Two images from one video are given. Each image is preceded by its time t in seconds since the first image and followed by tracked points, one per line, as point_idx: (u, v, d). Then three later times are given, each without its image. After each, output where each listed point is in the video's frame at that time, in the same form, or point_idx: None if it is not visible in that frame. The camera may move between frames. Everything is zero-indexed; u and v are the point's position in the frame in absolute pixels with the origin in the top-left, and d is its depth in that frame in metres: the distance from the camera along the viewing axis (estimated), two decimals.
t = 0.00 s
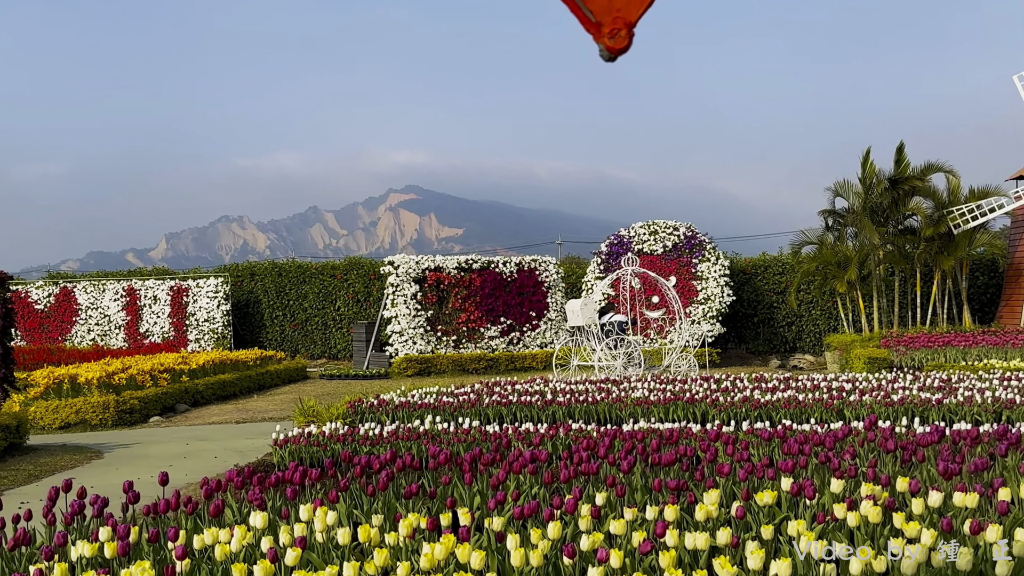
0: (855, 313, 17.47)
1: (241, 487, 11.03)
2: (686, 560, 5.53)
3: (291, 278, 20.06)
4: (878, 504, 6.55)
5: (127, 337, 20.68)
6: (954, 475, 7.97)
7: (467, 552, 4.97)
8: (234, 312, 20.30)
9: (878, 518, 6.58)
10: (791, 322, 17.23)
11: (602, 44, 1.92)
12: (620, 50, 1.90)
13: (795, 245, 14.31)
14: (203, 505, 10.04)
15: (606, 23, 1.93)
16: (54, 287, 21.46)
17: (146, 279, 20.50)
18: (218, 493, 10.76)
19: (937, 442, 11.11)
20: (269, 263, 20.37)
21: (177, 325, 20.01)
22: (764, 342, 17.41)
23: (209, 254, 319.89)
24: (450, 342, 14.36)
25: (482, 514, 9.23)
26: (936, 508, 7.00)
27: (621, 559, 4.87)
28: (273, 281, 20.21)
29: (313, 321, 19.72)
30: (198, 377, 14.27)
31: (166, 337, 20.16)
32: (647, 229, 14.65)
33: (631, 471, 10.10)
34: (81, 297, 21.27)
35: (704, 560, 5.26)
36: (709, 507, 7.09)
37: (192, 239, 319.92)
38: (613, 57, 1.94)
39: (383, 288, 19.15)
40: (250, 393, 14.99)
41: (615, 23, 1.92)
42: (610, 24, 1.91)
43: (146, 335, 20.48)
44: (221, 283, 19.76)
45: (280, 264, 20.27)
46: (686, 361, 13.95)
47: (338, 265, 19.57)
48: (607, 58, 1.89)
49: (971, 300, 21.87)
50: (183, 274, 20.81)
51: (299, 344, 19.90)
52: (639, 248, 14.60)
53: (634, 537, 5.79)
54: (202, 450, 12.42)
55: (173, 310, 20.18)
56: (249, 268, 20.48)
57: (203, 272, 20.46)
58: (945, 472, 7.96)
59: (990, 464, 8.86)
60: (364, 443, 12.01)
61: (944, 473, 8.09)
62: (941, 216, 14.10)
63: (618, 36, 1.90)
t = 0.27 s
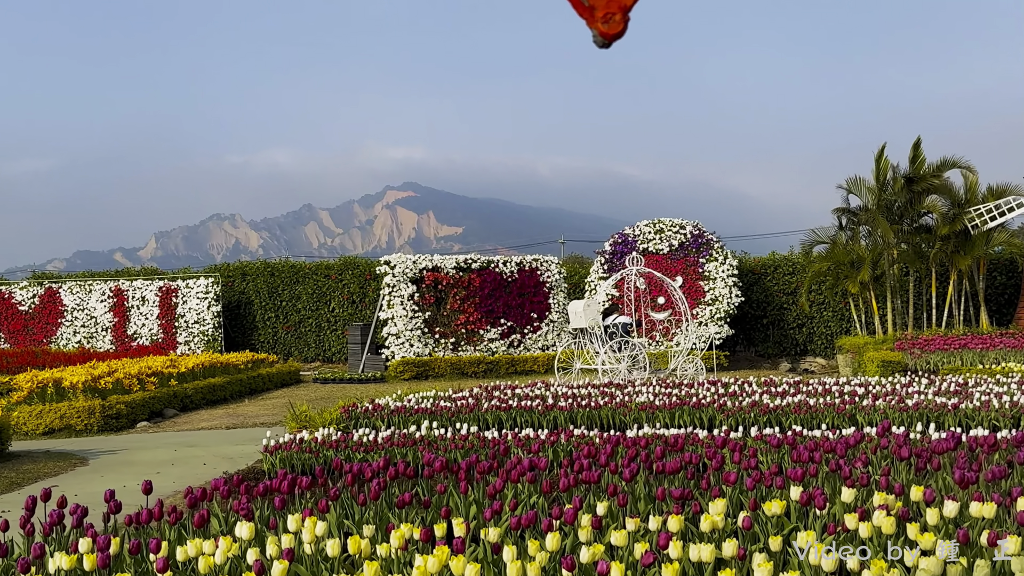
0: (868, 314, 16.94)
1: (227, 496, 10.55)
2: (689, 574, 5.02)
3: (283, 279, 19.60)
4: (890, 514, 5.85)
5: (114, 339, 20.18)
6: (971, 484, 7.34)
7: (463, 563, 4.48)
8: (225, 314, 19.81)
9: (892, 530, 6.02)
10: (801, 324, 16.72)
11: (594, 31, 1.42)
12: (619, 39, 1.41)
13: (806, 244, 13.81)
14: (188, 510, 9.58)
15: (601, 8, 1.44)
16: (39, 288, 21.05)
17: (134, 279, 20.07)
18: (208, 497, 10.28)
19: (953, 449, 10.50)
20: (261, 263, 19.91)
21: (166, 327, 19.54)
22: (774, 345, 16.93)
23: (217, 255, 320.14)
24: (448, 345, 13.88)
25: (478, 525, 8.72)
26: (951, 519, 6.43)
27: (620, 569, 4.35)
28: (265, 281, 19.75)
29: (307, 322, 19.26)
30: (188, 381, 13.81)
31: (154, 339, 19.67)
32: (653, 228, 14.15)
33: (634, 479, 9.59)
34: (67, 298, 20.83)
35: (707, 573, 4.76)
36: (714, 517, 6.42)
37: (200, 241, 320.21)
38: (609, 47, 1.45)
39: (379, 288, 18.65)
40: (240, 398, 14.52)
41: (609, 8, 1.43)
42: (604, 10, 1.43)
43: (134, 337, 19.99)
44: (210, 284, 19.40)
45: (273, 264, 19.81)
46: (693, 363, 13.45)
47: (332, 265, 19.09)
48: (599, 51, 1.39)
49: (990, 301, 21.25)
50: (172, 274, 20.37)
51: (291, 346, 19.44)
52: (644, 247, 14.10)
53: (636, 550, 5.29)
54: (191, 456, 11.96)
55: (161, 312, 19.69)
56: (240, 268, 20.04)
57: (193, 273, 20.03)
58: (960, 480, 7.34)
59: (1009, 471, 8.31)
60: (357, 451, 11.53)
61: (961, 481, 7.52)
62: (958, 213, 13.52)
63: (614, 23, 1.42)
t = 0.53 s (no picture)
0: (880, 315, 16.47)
1: (212, 504, 10.11)
2: None
3: (275, 279, 19.01)
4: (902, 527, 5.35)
5: (100, 342, 19.64)
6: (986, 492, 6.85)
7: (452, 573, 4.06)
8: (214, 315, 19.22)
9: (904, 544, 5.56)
10: (811, 325, 16.26)
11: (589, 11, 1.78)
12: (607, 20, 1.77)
13: (816, 242, 13.33)
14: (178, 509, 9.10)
15: None
16: (22, 288, 20.59)
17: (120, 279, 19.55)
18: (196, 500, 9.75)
19: (966, 455, 10.04)
20: (251, 262, 19.29)
21: (154, 328, 18.98)
22: (783, 346, 16.43)
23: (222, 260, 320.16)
24: (445, 347, 13.43)
25: (472, 533, 8.26)
26: (966, 527, 5.95)
27: None
28: (256, 281, 19.17)
29: (299, 324, 18.72)
30: (176, 385, 13.34)
31: (141, 340, 19.10)
32: (657, 225, 13.67)
33: (636, 486, 9.14)
34: (51, 298, 20.32)
35: None
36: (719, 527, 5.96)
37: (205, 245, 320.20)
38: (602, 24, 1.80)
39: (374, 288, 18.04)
40: (231, 402, 14.08)
41: None
42: None
43: (120, 339, 19.42)
44: (199, 284, 18.78)
45: (263, 263, 19.20)
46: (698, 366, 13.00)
47: (324, 265, 18.52)
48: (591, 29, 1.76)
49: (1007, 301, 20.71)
50: (159, 274, 19.85)
51: (283, 349, 18.90)
52: (648, 246, 13.63)
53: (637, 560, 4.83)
54: (178, 462, 11.51)
55: (149, 312, 19.13)
56: (230, 267, 19.43)
57: (182, 272, 19.50)
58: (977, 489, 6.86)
59: None
60: (348, 457, 11.05)
61: (976, 488, 7.03)
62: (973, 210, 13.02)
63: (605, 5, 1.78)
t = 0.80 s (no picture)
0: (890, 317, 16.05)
1: (197, 511, 9.71)
2: None
3: (266, 279, 18.45)
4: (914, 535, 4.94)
5: (87, 343, 19.19)
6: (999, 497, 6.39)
7: None
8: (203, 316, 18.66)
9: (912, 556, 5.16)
10: (820, 327, 15.86)
11: None
12: (598, 5, 1.64)
13: (825, 240, 12.91)
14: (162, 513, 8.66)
15: None
16: (5, 288, 20.15)
17: (106, 278, 19.07)
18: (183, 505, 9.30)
19: (979, 460, 9.61)
20: (242, 261, 18.69)
21: (141, 330, 18.48)
22: (791, 348, 16.02)
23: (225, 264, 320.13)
24: (441, 350, 13.01)
25: (466, 543, 7.86)
26: (982, 536, 5.51)
27: None
28: (246, 281, 18.63)
29: (292, 326, 18.15)
30: (164, 388, 12.93)
31: (129, 342, 18.60)
32: (661, 223, 13.24)
33: (636, 493, 8.75)
34: (36, 299, 19.88)
35: None
36: (723, 537, 5.52)
37: (208, 249, 320.12)
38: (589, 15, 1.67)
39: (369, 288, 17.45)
40: (221, 406, 13.68)
41: None
42: None
43: (106, 340, 18.90)
44: (188, 283, 18.25)
45: (254, 262, 18.61)
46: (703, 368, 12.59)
47: (317, 264, 17.96)
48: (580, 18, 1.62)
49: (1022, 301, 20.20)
50: (147, 274, 19.33)
51: (274, 351, 18.39)
52: (651, 244, 13.21)
53: (637, 570, 4.42)
54: (165, 468, 11.10)
55: (137, 313, 18.62)
56: (220, 266, 18.84)
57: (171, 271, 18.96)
58: (991, 493, 6.41)
59: None
60: (341, 463, 10.71)
61: (989, 495, 6.57)
62: (987, 207, 12.60)
63: None
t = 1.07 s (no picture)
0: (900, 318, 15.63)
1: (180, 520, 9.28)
2: None
3: (255, 277, 17.65)
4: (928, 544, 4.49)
5: (69, 345, 18.44)
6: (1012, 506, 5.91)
7: None
8: (190, 316, 17.82)
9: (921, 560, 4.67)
10: (828, 328, 15.44)
11: None
12: None
13: (834, 238, 12.47)
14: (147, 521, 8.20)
15: None
16: None
17: (90, 278, 18.33)
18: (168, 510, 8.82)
19: (992, 467, 9.19)
20: (230, 259, 17.87)
21: (127, 331, 17.58)
22: (798, 351, 15.63)
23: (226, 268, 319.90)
24: (436, 352, 12.62)
25: (458, 552, 7.44)
26: (999, 545, 5.03)
27: None
28: (235, 280, 17.82)
29: (282, 326, 17.31)
30: (150, 392, 12.50)
31: (113, 344, 17.75)
32: (664, 221, 12.80)
33: (636, 500, 8.37)
34: (17, 300, 19.29)
35: None
36: (724, 544, 5.08)
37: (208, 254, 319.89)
38: None
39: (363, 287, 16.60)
40: (208, 410, 13.25)
41: None
42: None
43: (91, 342, 18.15)
44: (175, 283, 17.31)
45: (243, 261, 17.82)
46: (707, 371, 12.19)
47: (308, 264, 17.09)
48: None
49: None
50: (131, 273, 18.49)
51: (264, 353, 17.60)
52: (653, 242, 12.76)
53: None
54: (150, 474, 10.67)
55: (121, 314, 17.78)
56: (208, 266, 18.05)
57: (154, 270, 17.97)
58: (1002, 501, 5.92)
59: None
60: (332, 468, 10.28)
61: (1002, 502, 6.08)
62: (1001, 204, 12.23)
63: None
